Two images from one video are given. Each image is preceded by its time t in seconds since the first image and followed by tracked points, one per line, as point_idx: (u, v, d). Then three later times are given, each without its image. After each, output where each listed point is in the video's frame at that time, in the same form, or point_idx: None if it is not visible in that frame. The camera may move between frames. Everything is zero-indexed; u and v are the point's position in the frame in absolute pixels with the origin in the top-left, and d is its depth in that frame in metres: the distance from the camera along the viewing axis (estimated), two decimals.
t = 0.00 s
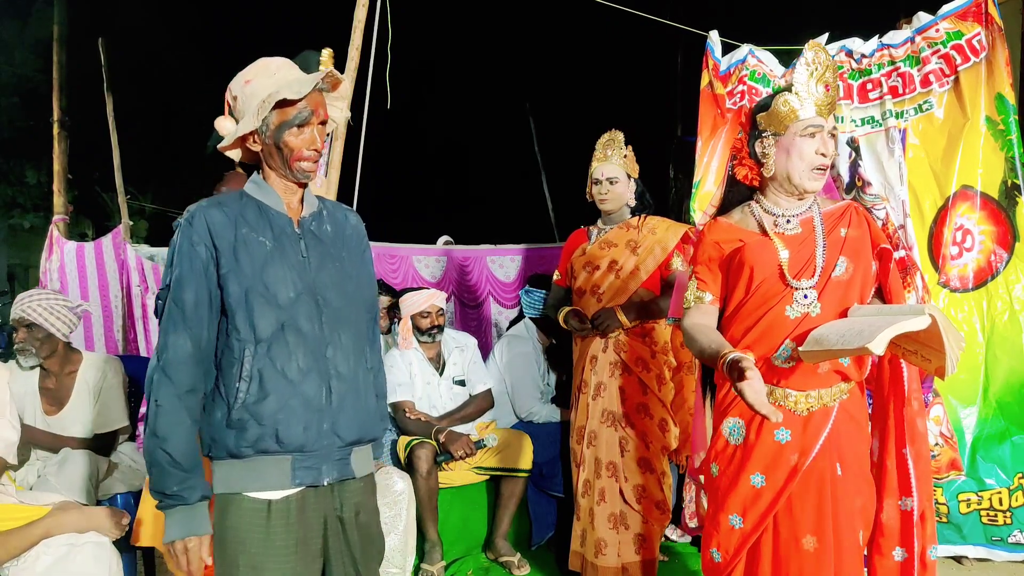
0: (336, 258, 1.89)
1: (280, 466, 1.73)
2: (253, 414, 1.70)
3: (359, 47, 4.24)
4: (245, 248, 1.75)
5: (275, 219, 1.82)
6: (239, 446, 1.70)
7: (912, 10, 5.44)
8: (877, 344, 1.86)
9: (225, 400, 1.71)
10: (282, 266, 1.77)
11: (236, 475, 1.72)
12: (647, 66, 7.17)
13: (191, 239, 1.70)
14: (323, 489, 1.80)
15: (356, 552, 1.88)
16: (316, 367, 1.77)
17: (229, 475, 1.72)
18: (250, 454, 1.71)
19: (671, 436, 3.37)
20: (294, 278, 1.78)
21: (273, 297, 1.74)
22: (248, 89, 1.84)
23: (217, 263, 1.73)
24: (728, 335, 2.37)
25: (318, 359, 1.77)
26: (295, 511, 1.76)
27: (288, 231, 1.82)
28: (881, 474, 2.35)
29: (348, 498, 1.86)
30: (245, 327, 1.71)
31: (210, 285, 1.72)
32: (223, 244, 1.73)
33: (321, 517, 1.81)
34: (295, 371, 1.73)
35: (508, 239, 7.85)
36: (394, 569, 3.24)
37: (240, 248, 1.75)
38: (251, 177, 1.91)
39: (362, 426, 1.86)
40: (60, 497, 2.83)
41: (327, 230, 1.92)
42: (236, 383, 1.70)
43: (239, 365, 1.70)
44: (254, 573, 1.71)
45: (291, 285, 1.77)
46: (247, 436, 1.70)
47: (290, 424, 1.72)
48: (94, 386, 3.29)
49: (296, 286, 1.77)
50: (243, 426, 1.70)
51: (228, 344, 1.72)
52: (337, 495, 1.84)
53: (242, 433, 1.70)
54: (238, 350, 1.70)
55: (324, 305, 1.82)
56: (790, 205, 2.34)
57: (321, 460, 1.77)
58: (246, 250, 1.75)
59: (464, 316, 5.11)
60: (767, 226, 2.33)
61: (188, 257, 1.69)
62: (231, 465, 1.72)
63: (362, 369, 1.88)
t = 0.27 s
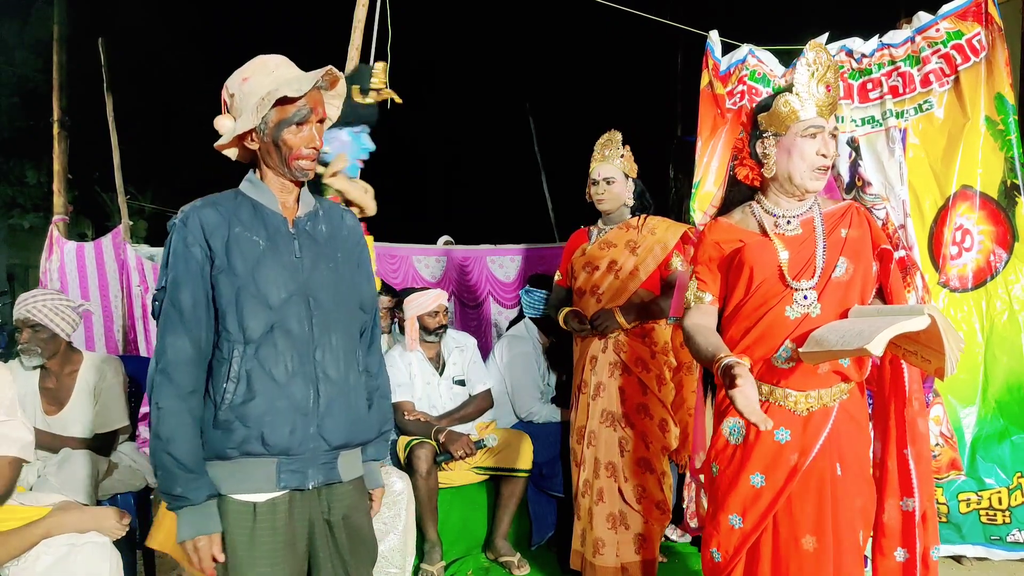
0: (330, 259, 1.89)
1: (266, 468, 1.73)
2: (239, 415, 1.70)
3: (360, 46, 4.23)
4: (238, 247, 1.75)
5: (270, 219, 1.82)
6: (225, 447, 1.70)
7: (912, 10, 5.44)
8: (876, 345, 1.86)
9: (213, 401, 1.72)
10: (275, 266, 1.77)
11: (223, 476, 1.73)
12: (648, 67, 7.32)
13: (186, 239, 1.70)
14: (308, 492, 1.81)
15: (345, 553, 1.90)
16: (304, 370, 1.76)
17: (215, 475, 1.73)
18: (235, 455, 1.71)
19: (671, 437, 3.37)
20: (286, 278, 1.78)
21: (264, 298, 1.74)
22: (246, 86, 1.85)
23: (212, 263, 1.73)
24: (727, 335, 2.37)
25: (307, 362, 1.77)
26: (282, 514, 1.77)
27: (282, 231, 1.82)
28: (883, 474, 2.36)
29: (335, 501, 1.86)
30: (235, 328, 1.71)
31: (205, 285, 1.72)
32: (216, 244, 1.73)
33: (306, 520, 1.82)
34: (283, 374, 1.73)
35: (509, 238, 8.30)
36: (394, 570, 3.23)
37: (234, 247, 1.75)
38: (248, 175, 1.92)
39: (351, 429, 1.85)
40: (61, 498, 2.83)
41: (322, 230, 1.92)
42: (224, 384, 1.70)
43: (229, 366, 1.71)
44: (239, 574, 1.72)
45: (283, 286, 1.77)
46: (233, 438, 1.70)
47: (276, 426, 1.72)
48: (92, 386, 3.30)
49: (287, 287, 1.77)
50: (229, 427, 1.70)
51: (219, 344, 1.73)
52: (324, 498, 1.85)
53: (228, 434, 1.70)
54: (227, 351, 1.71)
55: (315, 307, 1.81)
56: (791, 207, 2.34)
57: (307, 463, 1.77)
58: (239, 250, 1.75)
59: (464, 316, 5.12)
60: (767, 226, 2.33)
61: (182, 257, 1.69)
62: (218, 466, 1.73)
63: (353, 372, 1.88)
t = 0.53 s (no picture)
0: (327, 259, 1.89)
1: (259, 470, 1.73)
2: (233, 417, 1.69)
3: (359, 47, 4.23)
4: (234, 248, 1.74)
5: (267, 219, 1.82)
6: (218, 448, 1.70)
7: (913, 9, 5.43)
8: (875, 344, 1.87)
9: (208, 402, 1.72)
10: (271, 266, 1.77)
11: (216, 477, 1.72)
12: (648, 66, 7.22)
13: (182, 240, 1.70)
14: (302, 494, 1.80)
15: (341, 553, 1.90)
16: (299, 372, 1.76)
17: (209, 476, 1.73)
18: (228, 456, 1.71)
19: (671, 437, 3.37)
20: (282, 279, 1.77)
21: (260, 299, 1.74)
22: (244, 86, 1.85)
23: (208, 263, 1.74)
24: (728, 335, 2.37)
25: (302, 364, 1.77)
26: (276, 516, 1.77)
27: (279, 231, 1.82)
28: (886, 475, 2.36)
29: (331, 502, 1.86)
30: (230, 329, 1.71)
31: (201, 287, 1.73)
32: (212, 244, 1.74)
33: (302, 520, 1.82)
34: (278, 375, 1.73)
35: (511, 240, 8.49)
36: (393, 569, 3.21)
37: (230, 247, 1.74)
38: (245, 175, 1.92)
39: (346, 431, 1.85)
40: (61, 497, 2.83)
41: (319, 230, 1.92)
42: (219, 385, 1.70)
43: (224, 367, 1.70)
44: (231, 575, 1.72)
45: (279, 287, 1.76)
46: (226, 439, 1.70)
47: (271, 428, 1.71)
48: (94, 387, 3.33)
49: (283, 288, 1.77)
50: (223, 428, 1.70)
51: (214, 345, 1.73)
52: (320, 499, 1.84)
53: (222, 436, 1.70)
54: (222, 351, 1.70)
55: (311, 307, 1.81)
56: (790, 207, 2.33)
57: (301, 465, 1.76)
58: (236, 250, 1.74)
59: (464, 316, 5.13)
60: (767, 226, 2.33)
61: (178, 258, 1.69)
62: (211, 467, 1.73)
63: (348, 373, 1.88)
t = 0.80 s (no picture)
0: (330, 259, 1.89)
1: (262, 470, 1.73)
2: (236, 417, 1.69)
3: (360, 47, 4.24)
4: (236, 248, 1.74)
5: (270, 219, 1.82)
6: (220, 449, 1.70)
7: (913, 10, 5.43)
8: (871, 344, 1.88)
9: (210, 403, 1.72)
10: (274, 267, 1.77)
11: (218, 477, 1.72)
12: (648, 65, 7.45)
13: (184, 241, 1.71)
14: (305, 493, 1.80)
15: (343, 553, 1.89)
16: (302, 372, 1.76)
17: (211, 476, 1.73)
18: (231, 457, 1.71)
19: (671, 436, 3.37)
20: (285, 279, 1.77)
21: (262, 299, 1.74)
22: (245, 84, 1.85)
23: (211, 264, 1.74)
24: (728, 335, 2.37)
25: (305, 364, 1.77)
26: (278, 516, 1.77)
27: (282, 231, 1.82)
28: (887, 474, 2.36)
29: (334, 502, 1.86)
30: (233, 329, 1.71)
31: (204, 288, 1.73)
32: (215, 245, 1.74)
33: (305, 520, 1.82)
34: (281, 376, 1.73)
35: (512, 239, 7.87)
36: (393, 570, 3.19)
37: (232, 247, 1.75)
38: (246, 174, 1.92)
39: (348, 432, 1.85)
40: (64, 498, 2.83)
41: (322, 230, 1.92)
42: (221, 385, 1.70)
43: (226, 367, 1.70)
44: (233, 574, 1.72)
45: (281, 287, 1.76)
46: (228, 439, 1.70)
47: (273, 428, 1.71)
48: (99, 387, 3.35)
49: (285, 288, 1.77)
50: (225, 429, 1.70)
51: (217, 346, 1.73)
52: (322, 499, 1.85)
53: (224, 436, 1.70)
54: (225, 352, 1.71)
55: (314, 308, 1.81)
56: (789, 208, 2.34)
57: (303, 466, 1.77)
58: (238, 250, 1.75)
59: (465, 316, 5.12)
60: (766, 226, 2.33)
61: (181, 259, 1.70)
62: (214, 468, 1.73)
63: (351, 374, 1.88)
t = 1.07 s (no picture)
0: (333, 259, 1.89)
1: (267, 470, 1.73)
2: (240, 417, 1.70)
3: (360, 47, 4.24)
4: (240, 248, 1.75)
5: (273, 219, 1.82)
6: (225, 448, 1.70)
7: (912, 10, 5.43)
8: (867, 347, 1.89)
9: (215, 403, 1.72)
10: (278, 267, 1.77)
11: (223, 477, 1.72)
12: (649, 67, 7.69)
13: (188, 242, 1.71)
14: (309, 494, 1.81)
15: (346, 553, 1.90)
16: (306, 371, 1.76)
17: (215, 476, 1.73)
18: (236, 457, 1.71)
19: (670, 436, 3.37)
20: (288, 279, 1.77)
21: (266, 299, 1.74)
22: (250, 84, 1.85)
23: (215, 264, 1.74)
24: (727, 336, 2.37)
25: (310, 364, 1.77)
26: (283, 515, 1.77)
27: (285, 231, 1.82)
28: (887, 474, 2.36)
29: (338, 502, 1.86)
30: (237, 329, 1.71)
31: (207, 288, 1.74)
32: (219, 245, 1.74)
33: (309, 519, 1.82)
34: (285, 376, 1.73)
35: (511, 238, 7.63)
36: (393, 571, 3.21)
37: (236, 247, 1.75)
38: (249, 175, 1.92)
39: (352, 431, 1.85)
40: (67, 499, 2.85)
41: (326, 230, 1.91)
42: (226, 385, 1.70)
43: (231, 367, 1.71)
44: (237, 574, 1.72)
45: (285, 287, 1.76)
46: (233, 439, 1.70)
47: (278, 428, 1.71)
48: (104, 388, 3.35)
49: (289, 288, 1.77)
50: (230, 428, 1.70)
51: (221, 346, 1.73)
52: (326, 499, 1.85)
53: (229, 436, 1.70)
54: (229, 352, 1.71)
55: (318, 307, 1.81)
56: (786, 209, 2.34)
57: (308, 465, 1.77)
58: (242, 250, 1.75)
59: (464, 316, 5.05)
60: (765, 227, 2.33)
61: (185, 260, 1.70)
62: (218, 468, 1.73)
63: (354, 374, 1.88)
